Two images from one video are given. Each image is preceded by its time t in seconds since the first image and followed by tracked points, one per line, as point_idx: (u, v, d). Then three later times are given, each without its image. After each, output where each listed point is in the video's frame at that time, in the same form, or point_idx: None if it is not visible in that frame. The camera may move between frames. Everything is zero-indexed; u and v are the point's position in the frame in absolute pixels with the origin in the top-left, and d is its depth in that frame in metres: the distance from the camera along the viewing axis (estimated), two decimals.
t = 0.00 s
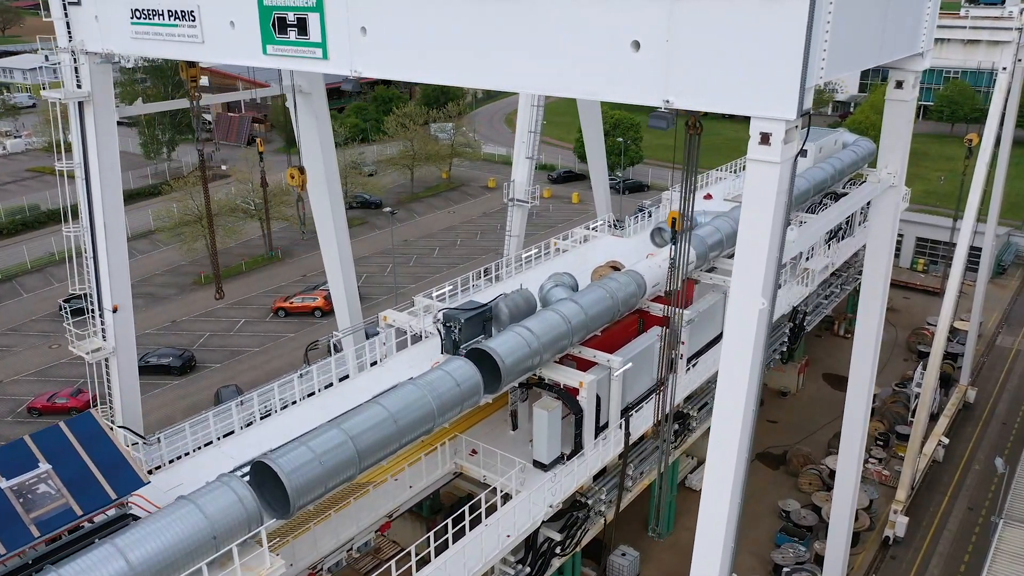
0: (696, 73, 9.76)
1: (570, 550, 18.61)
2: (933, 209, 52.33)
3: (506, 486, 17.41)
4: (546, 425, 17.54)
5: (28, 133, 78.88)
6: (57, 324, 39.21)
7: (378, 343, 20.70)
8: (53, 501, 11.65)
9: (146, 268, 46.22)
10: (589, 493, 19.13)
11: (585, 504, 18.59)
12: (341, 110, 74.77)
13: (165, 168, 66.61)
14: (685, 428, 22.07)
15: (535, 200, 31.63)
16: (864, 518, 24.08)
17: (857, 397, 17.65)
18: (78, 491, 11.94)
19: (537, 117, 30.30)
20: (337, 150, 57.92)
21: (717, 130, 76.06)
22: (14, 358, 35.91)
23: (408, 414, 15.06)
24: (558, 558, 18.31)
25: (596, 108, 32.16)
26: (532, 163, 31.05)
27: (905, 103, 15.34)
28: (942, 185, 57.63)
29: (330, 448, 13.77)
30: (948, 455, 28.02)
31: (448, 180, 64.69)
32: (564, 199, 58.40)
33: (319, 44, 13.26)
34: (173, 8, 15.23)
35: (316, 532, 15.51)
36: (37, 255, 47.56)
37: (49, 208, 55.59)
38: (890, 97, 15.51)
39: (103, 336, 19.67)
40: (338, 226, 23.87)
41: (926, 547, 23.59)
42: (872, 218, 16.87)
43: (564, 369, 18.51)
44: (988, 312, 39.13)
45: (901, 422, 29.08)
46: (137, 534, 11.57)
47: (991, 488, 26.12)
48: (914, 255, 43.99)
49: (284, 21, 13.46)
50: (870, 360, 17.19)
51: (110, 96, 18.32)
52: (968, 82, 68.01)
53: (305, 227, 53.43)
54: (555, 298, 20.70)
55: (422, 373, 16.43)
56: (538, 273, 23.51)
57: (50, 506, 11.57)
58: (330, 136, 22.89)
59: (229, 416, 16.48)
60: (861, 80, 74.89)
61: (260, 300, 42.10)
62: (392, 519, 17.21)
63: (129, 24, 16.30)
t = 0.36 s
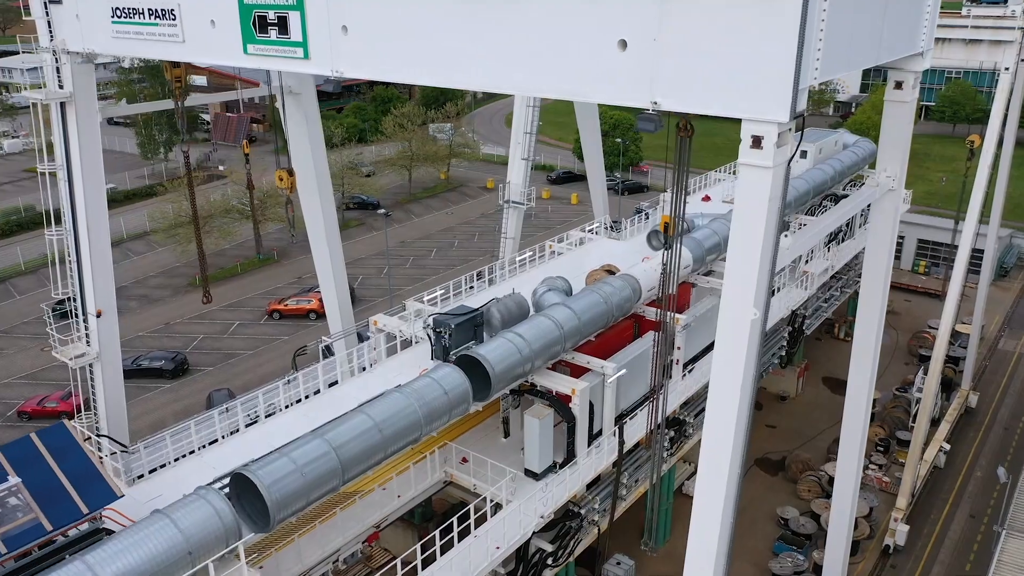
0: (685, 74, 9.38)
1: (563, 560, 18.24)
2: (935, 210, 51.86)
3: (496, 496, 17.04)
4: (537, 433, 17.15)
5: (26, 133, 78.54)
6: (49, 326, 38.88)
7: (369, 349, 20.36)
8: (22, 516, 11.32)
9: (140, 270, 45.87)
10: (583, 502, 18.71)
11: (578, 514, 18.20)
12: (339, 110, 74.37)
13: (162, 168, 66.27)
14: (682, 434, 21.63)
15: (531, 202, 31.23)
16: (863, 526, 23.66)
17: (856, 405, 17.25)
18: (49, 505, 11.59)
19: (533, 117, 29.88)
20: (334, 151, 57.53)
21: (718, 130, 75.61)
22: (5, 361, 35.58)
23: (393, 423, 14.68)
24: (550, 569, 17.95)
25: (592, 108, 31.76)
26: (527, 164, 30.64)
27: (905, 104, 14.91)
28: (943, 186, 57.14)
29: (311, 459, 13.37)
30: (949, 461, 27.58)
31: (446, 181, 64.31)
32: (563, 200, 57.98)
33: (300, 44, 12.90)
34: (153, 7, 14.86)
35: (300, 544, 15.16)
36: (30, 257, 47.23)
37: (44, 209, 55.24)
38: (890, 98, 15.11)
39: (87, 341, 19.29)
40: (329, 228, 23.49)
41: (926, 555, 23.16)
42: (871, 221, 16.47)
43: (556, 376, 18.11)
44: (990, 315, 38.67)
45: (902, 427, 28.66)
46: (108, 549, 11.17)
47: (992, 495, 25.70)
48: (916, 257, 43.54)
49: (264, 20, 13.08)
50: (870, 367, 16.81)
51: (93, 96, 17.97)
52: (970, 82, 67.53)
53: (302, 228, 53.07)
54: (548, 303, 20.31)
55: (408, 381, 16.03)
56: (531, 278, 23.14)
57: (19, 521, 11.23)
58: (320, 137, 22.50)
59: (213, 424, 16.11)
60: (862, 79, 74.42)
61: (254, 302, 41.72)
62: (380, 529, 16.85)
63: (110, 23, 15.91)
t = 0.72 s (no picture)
0: (676, 71, 8.96)
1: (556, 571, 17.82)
2: (938, 211, 51.33)
3: (487, 504, 16.63)
4: (529, 442, 16.69)
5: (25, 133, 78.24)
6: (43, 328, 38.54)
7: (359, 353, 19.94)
8: None
9: (135, 271, 45.49)
10: (577, 510, 18.29)
11: (572, 523, 17.80)
12: (338, 110, 73.88)
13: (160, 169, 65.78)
14: (679, 440, 21.11)
15: (527, 203, 30.78)
16: (864, 534, 23.16)
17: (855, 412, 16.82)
18: (16, 520, 11.22)
19: (530, 118, 29.42)
20: (332, 151, 57.15)
21: (720, 130, 75.10)
22: None
23: (379, 431, 14.24)
24: None
25: (590, 109, 31.29)
26: (524, 164, 30.20)
27: (908, 103, 14.48)
28: (947, 186, 56.67)
29: (293, 470, 12.95)
30: (953, 467, 27.08)
31: (446, 181, 63.93)
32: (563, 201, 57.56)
33: (280, 40, 12.47)
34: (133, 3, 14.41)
35: (283, 556, 14.71)
36: (25, 257, 46.92)
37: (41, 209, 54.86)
38: (891, 97, 14.64)
39: (70, 346, 18.85)
40: (321, 229, 23.06)
41: (929, 564, 22.68)
42: (873, 223, 16.01)
43: (548, 382, 17.64)
44: (994, 318, 38.17)
45: (904, 433, 28.17)
46: (77, 566, 10.72)
47: (997, 503, 25.19)
48: (918, 259, 43.06)
49: (244, 15, 12.65)
50: (870, 374, 16.41)
51: (75, 95, 17.57)
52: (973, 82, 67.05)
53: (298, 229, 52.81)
54: (541, 306, 19.88)
55: (396, 388, 15.61)
56: (526, 281, 22.71)
57: None
58: (310, 137, 22.05)
59: (194, 431, 15.67)
60: (865, 79, 74.01)
61: (250, 303, 41.34)
62: (368, 539, 16.42)
63: (90, 19, 15.42)
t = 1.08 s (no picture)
0: (663, 67, 8.78)
1: None
2: (942, 211, 50.80)
3: (478, 512, 16.24)
4: (520, 449, 16.26)
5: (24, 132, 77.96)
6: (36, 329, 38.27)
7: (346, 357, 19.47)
8: None
9: (130, 271, 45.19)
10: (570, 518, 17.90)
11: (565, 530, 17.42)
12: (338, 110, 73.44)
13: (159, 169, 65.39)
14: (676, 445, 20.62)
15: (524, 203, 30.36)
16: (865, 541, 22.72)
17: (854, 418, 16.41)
18: None
19: (525, 116, 28.99)
20: (330, 150, 56.77)
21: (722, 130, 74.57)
22: None
23: (363, 438, 13.84)
24: None
25: (588, 107, 30.84)
26: (520, 163, 29.77)
27: (909, 100, 14.03)
28: (950, 186, 56.14)
29: (272, 478, 12.55)
30: (956, 472, 26.63)
31: (446, 181, 63.53)
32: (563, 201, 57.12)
33: (259, 35, 12.11)
34: None
35: (267, 564, 14.37)
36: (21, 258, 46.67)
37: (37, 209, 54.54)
38: (892, 94, 14.20)
39: (53, 348, 18.42)
40: (312, 230, 22.63)
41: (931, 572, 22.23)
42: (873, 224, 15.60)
43: (540, 387, 17.19)
44: (998, 320, 37.68)
45: (906, 437, 27.69)
46: None
47: (1001, 509, 24.73)
48: (921, 260, 42.57)
49: (222, 9, 12.29)
50: (869, 377, 16.01)
51: (57, 93, 17.24)
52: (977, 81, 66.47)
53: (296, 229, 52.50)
54: (535, 309, 19.49)
55: (383, 392, 15.22)
56: (520, 283, 22.29)
57: None
58: (300, 135, 21.67)
59: (175, 438, 15.27)
60: (868, 79, 73.53)
61: (245, 304, 40.97)
62: (356, 547, 16.04)
63: (69, 15, 14.90)
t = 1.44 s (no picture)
0: (657, 63, 8.52)
1: None
2: (945, 211, 50.23)
3: (467, 518, 15.82)
4: (510, 454, 15.80)
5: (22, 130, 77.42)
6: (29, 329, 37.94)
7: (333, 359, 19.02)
8: None
9: (125, 271, 44.79)
10: (562, 525, 17.46)
11: (557, 537, 17.01)
12: (337, 109, 72.88)
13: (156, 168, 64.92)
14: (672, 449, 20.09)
15: (520, 202, 29.90)
16: (866, 548, 22.25)
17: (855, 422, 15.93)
18: None
19: (521, 114, 28.48)
20: (328, 149, 56.36)
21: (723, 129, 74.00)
22: None
23: (347, 443, 13.39)
24: None
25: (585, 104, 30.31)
26: (517, 161, 29.30)
27: (910, 95, 13.63)
28: (954, 186, 55.58)
29: (250, 486, 12.10)
30: (959, 477, 26.13)
31: (445, 180, 63.08)
32: (563, 200, 56.66)
33: (235, 26, 11.76)
34: None
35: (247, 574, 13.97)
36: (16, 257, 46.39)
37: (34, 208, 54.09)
38: (894, 87, 13.76)
39: (35, 350, 18.00)
40: (302, 229, 22.19)
41: None
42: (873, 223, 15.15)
43: (531, 390, 16.73)
44: (1002, 322, 37.15)
45: (909, 441, 27.24)
46: None
47: (1006, 514, 24.26)
48: (925, 260, 42.00)
49: None
50: (870, 381, 15.54)
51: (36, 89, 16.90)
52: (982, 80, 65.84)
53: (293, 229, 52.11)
54: (527, 310, 19.05)
55: (368, 396, 14.76)
56: (513, 283, 21.88)
57: None
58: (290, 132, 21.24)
59: (154, 443, 14.80)
60: (871, 78, 72.92)
61: (239, 305, 40.56)
62: (342, 554, 15.62)
63: (45, 7, 14.27)
